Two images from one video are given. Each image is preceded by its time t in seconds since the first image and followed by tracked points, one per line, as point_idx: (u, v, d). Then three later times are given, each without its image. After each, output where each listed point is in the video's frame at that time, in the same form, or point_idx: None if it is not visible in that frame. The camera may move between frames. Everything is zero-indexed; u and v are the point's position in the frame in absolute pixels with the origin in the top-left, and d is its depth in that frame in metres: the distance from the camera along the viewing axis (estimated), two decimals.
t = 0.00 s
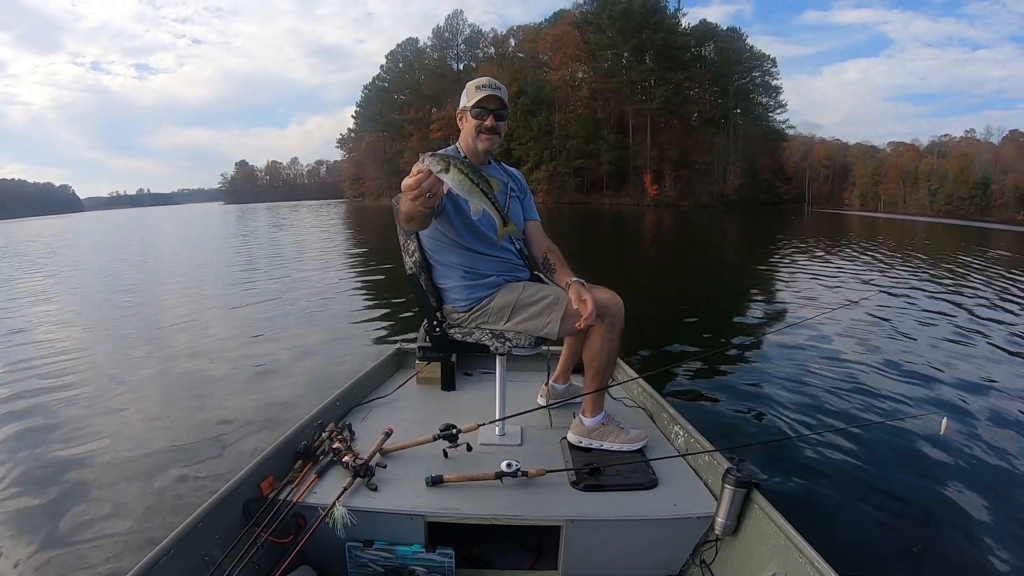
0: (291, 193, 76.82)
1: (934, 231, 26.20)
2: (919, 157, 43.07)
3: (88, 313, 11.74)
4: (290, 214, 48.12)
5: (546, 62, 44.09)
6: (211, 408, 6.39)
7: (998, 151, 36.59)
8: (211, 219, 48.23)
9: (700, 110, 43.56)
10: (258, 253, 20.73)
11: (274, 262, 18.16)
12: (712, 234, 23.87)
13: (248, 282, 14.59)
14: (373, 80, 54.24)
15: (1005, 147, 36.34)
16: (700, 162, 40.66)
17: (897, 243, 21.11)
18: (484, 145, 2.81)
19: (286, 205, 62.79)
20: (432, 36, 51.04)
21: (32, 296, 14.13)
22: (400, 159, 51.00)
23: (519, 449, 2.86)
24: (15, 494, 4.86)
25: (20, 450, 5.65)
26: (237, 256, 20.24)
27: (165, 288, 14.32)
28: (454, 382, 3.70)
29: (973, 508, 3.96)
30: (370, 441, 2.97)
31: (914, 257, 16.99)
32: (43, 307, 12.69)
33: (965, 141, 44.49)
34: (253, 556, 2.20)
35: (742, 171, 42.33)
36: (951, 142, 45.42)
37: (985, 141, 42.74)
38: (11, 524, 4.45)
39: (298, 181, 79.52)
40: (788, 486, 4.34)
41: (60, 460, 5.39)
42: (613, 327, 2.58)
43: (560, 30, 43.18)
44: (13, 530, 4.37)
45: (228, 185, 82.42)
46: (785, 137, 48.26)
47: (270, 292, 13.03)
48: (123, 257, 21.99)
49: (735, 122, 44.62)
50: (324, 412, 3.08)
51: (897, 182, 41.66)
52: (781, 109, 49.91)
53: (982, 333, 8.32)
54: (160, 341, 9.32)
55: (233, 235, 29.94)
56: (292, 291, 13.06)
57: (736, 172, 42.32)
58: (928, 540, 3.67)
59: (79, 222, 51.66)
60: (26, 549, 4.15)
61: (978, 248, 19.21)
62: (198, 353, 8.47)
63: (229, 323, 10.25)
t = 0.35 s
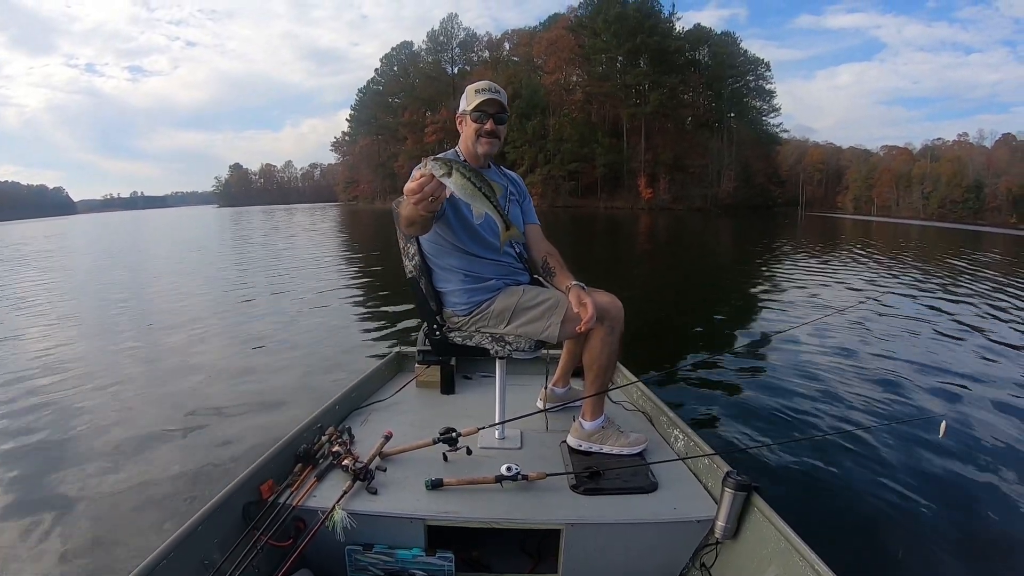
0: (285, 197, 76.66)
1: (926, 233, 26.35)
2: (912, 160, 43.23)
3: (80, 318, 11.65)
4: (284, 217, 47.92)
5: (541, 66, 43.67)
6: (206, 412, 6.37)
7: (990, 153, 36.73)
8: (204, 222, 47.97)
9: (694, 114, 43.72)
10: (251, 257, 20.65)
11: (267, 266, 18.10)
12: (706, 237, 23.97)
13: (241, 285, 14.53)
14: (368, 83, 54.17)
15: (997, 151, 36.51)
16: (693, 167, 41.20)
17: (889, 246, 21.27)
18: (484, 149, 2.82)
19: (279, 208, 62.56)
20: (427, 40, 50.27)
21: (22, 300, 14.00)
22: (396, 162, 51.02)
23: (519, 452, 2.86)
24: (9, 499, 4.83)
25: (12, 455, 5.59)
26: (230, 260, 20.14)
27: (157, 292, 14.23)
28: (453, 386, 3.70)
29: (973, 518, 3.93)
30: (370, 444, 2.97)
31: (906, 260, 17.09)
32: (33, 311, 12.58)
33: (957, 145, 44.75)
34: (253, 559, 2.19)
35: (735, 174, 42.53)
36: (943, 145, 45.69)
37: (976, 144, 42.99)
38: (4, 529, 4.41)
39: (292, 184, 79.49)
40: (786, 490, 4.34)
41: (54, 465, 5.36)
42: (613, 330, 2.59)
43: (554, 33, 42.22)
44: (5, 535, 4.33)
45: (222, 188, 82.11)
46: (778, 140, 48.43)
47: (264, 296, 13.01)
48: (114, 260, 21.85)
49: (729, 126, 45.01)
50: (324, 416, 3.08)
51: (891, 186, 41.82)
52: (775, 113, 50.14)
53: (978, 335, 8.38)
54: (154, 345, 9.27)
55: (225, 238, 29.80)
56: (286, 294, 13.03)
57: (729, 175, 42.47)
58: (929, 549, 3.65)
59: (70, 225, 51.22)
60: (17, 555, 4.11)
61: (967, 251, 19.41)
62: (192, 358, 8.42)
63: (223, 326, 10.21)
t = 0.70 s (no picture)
0: (280, 199, 76.58)
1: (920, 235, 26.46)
2: (907, 162, 43.36)
3: (75, 320, 11.60)
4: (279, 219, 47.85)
5: (537, 68, 43.52)
6: (202, 414, 6.35)
7: (984, 155, 36.80)
8: (198, 224, 47.86)
9: (689, 117, 43.83)
10: (246, 259, 20.61)
11: (262, 267, 18.06)
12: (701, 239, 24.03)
13: (236, 287, 14.49)
14: (363, 85, 54.11)
15: (991, 153, 36.65)
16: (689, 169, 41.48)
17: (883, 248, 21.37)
18: (484, 151, 2.83)
19: (275, 210, 62.47)
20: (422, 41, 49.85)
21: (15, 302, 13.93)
22: (392, 164, 50.97)
23: (519, 454, 2.86)
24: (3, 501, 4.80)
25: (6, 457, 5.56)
26: (224, 262, 20.10)
27: (151, 294, 14.18)
28: (453, 388, 3.70)
29: (968, 520, 3.93)
30: (369, 446, 2.97)
31: (901, 261, 17.19)
32: (27, 313, 12.53)
33: (951, 147, 44.95)
34: (252, 560, 2.19)
35: (730, 176, 42.64)
36: (938, 148, 45.78)
37: (970, 147, 43.18)
38: None
39: (287, 185, 79.42)
40: (784, 491, 4.35)
41: (46, 467, 5.33)
42: (612, 333, 2.60)
43: (549, 36, 42.37)
44: None
45: (217, 190, 81.92)
46: (773, 143, 48.57)
47: (258, 298, 12.96)
48: (107, 262, 21.76)
49: (725, 128, 45.12)
50: (323, 417, 3.08)
51: (885, 188, 42.00)
52: (770, 115, 50.20)
53: (974, 337, 8.40)
54: (149, 346, 9.24)
55: (220, 240, 29.71)
56: (282, 296, 13.01)
57: (725, 177, 42.57)
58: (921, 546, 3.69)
59: (64, 226, 51.02)
60: (11, 557, 4.09)
61: (960, 252, 19.52)
62: (187, 359, 8.40)
63: (219, 328, 10.18)
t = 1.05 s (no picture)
0: (275, 199, 76.52)
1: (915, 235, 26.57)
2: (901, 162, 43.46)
3: (68, 319, 11.57)
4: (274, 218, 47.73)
5: (532, 68, 43.25)
6: (197, 413, 6.33)
7: (978, 155, 36.97)
8: (193, 223, 47.73)
9: (685, 117, 43.96)
10: (240, 258, 20.57)
11: (257, 267, 18.02)
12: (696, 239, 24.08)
13: (231, 287, 14.45)
14: (358, 84, 54.01)
15: (985, 153, 36.78)
16: (684, 169, 41.73)
17: (878, 247, 21.43)
18: (484, 150, 2.83)
19: (269, 210, 62.36)
20: (418, 41, 49.85)
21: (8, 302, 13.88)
22: (387, 164, 50.93)
23: (517, 454, 2.86)
24: None
25: None
26: (218, 261, 20.05)
27: (145, 293, 14.13)
28: (451, 388, 3.70)
29: (966, 520, 3.91)
30: (367, 445, 2.96)
31: (895, 261, 17.25)
32: (21, 313, 12.49)
33: (945, 147, 45.10)
34: (250, 559, 2.18)
35: (725, 177, 42.73)
36: (933, 148, 45.93)
37: (964, 147, 43.31)
38: None
39: (282, 185, 79.24)
40: (783, 490, 4.34)
41: (40, 467, 5.31)
42: (611, 332, 2.59)
43: (544, 35, 42.07)
44: None
45: (211, 189, 81.73)
46: (768, 143, 48.65)
47: (253, 297, 12.93)
48: (99, 262, 21.67)
49: (720, 128, 45.26)
50: (322, 417, 3.07)
51: (880, 187, 42.19)
52: (765, 115, 50.22)
53: (970, 336, 8.43)
54: (144, 346, 9.22)
55: (213, 240, 29.61)
56: (277, 296, 12.99)
57: (719, 178, 42.64)
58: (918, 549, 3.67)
59: (58, 225, 50.89)
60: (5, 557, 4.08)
61: (954, 252, 19.61)
62: (183, 359, 8.39)
63: (214, 328, 10.16)
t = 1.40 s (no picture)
0: (270, 200, 76.47)
1: (909, 236, 26.63)
2: (896, 163, 43.52)
3: (62, 321, 11.52)
4: (269, 220, 47.66)
5: (527, 69, 43.08)
6: (191, 415, 6.32)
7: (972, 156, 37.02)
8: (188, 225, 47.61)
9: (680, 118, 44.13)
10: (234, 259, 20.54)
11: (251, 268, 18.00)
12: (691, 240, 24.11)
13: (225, 288, 14.42)
14: (354, 85, 54.02)
15: (979, 154, 36.82)
16: (678, 170, 42.01)
17: (872, 248, 21.46)
18: (485, 152, 2.83)
19: (264, 211, 62.29)
20: (413, 42, 49.88)
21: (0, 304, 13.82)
22: (382, 165, 50.92)
23: (515, 456, 2.86)
24: None
25: None
26: (212, 262, 20.01)
27: (139, 295, 14.09)
28: (449, 389, 3.70)
29: (967, 522, 3.89)
30: (365, 447, 2.96)
31: (890, 262, 17.27)
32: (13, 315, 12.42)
33: (939, 148, 45.20)
34: (248, 561, 2.18)
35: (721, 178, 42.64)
36: (927, 148, 46.09)
37: (959, 147, 43.38)
38: None
39: (277, 186, 79.18)
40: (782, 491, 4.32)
41: (32, 469, 5.28)
42: (609, 333, 2.59)
43: (539, 36, 41.66)
44: None
45: (206, 191, 81.60)
46: (763, 144, 48.71)
47: (248, 298, 12.91)
48: (92, 263, 21.59)
49: (714, 129, 45.36)
50: (320, 418, 3.07)
51: (874, 188, 42.26)
52: (760, 116, 50.25)
53: (965, 336, 8.47)
54: (139, 348, 9.19)
55: (207, 241, 29.55)
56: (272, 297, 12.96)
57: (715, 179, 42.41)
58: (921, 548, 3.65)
59: (51, 226, 50.73)
60: None
61: (947, 252, 19.64)
62: (178, 361, 8.37)
63: (209, 329, 10.14)
